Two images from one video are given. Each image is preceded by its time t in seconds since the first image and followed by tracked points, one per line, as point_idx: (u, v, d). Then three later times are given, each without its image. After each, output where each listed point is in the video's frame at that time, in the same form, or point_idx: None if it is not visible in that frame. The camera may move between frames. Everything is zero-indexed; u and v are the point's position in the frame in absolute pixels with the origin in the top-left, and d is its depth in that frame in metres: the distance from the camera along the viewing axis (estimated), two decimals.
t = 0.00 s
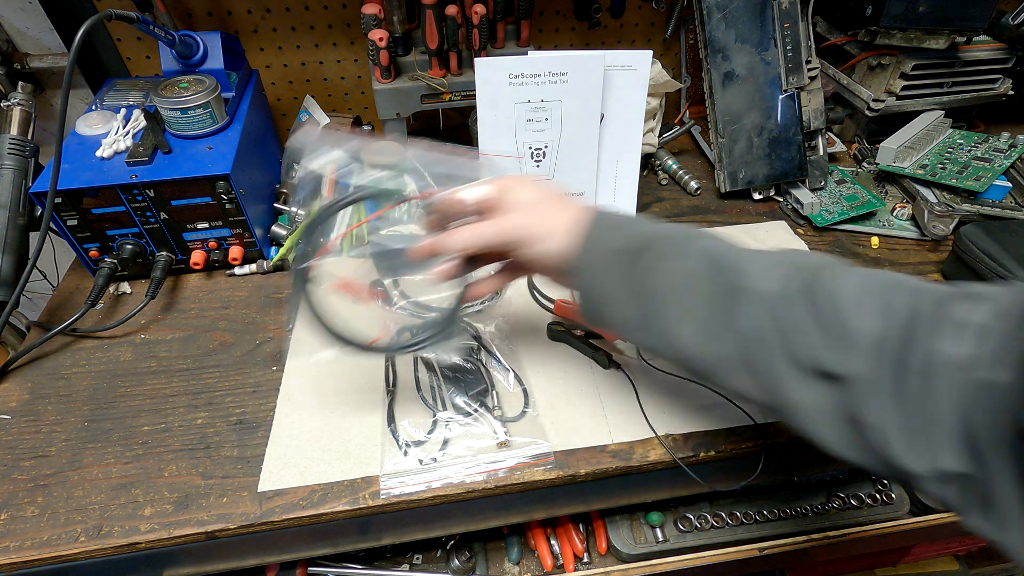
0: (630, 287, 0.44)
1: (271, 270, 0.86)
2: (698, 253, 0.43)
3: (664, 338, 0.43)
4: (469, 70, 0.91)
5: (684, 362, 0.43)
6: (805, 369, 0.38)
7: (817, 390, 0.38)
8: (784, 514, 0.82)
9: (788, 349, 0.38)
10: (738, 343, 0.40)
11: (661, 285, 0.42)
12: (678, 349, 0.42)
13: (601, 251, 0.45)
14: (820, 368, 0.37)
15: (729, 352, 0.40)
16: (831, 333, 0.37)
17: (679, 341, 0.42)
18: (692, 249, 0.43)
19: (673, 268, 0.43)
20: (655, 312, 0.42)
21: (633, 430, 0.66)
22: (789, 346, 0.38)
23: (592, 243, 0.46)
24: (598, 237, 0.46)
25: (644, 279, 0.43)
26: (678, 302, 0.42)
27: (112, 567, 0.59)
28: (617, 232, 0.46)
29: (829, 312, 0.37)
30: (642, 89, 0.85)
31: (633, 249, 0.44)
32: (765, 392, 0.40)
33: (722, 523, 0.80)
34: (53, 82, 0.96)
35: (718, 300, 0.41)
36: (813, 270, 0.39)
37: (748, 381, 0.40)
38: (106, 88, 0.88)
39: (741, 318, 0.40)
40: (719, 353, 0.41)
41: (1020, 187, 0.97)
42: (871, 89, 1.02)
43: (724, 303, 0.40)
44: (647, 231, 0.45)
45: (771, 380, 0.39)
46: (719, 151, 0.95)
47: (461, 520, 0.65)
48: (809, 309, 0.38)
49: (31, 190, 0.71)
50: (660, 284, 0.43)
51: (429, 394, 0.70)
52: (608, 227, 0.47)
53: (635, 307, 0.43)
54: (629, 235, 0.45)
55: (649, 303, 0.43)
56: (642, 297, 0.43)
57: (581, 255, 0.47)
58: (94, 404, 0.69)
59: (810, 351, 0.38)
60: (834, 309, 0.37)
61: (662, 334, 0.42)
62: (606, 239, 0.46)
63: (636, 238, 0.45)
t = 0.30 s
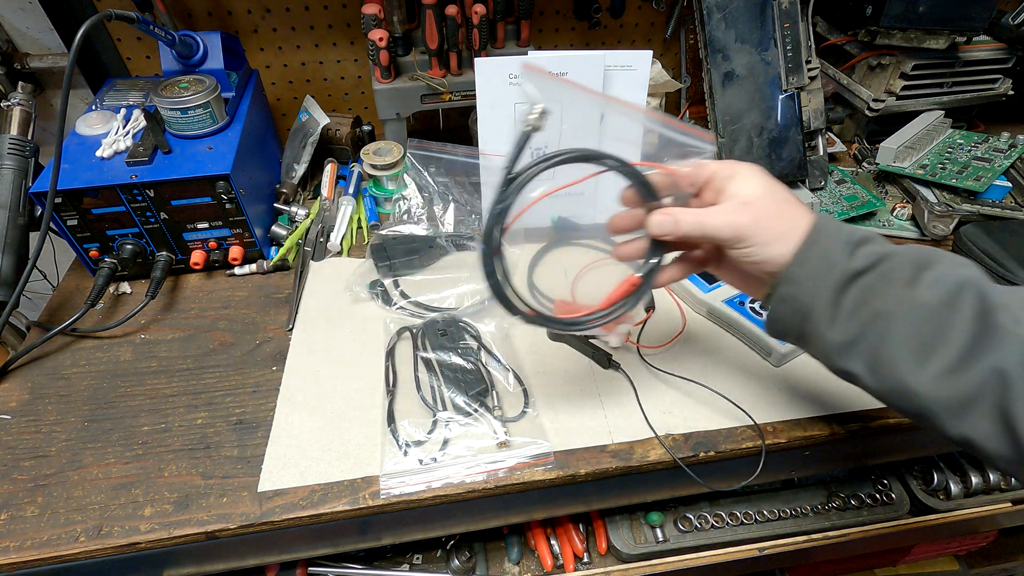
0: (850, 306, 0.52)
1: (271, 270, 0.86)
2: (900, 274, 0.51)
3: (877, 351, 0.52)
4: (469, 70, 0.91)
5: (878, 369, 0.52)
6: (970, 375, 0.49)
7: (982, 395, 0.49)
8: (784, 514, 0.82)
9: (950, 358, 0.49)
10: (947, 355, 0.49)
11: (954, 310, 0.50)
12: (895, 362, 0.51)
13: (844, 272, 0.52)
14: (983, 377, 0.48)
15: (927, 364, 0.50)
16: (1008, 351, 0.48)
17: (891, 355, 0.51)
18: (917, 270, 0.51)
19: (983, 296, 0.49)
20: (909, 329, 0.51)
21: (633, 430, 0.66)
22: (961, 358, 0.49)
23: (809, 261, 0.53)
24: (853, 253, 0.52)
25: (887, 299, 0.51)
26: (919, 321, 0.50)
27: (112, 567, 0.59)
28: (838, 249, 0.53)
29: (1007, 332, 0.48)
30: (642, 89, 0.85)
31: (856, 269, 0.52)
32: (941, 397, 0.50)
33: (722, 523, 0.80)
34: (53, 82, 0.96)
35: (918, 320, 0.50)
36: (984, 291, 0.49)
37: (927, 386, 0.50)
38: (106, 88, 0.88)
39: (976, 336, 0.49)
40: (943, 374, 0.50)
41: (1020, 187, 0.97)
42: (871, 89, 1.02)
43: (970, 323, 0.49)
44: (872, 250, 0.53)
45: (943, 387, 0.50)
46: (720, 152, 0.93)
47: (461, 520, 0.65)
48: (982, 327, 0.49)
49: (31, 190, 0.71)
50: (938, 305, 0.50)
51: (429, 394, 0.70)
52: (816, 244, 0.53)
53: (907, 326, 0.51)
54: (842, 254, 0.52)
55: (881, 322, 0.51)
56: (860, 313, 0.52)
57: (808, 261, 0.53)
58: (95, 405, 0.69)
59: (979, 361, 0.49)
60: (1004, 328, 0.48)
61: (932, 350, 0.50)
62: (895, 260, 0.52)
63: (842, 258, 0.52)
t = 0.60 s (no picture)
0: (843, 311, 0.45)
1: (270, 270, 0.86)
2: (899, 280, 0.44)
3: (865, 355, 0.44)
4: (469, 70, 0.91)
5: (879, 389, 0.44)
6: None
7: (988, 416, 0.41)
8: (784, 514, 0.82)
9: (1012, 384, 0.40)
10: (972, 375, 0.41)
11: (925, 316, 0.43)
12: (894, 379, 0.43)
13: (826, 275, 0.45)
14: None
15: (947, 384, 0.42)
16: (989, 355, 0.40)
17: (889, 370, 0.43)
18: (912, 272, 0.44)
19: (942, 301, 0.43)
20: (891, 339, 0.43)
21: (633, 430, 0.66)
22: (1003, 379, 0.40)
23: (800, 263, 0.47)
24: (834, 254, 0.46)
25: (888, 304, 0.44)
26: (890, 325, 0.43)
27: (112, 567, 0.59)
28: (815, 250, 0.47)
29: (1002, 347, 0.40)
30: (642, 90, 0.86)
31: (842, 271, 0.45)
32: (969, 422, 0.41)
33: (722, 523, 0.80)
34: (53, 82, 0.96)
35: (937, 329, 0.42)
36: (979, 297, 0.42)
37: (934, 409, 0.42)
38: (106, 88, 0.88)
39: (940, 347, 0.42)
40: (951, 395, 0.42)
41: (1020, 187, 0.97)
42: (871, 89, 1.02)
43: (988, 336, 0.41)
44: (830, 249, 0.46)
45: (929, 399, 0.42)
46: (719, 152, 0.94)
47: (461, 520, 0.65)
48: None
49: (31, 190, 0.71)
50: (916, 313, 0.43)
51: (429, 394, 0.70)
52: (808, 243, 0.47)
53: (887, 334, 0.43)
54: (827, 255, 0.46)
55: (871, 325, 0.44)
56: (863, 322, 0.44)
57: (815, 261, 0.46)
58: (95, 404, 0.69)
59: None
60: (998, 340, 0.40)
61: (898, 363, 0.43)
62: (881, 260, 0.45)
63: (830, 261, 0.46)
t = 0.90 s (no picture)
0: (547, 354, 0.47)
1: (271, 270, 0.86)
2: (579, 318, 0.46)
3: (579, 385, 0.45)
4: (469, 70, 0.91)
5: (611, 416, 0.45)
6: (782, 417, 0.38)
7: (800, 421, 0.38)
8: (784, 515, 0.80)
9: (729, 387, 0.39)
10: (670, 398, 0.42)
11: (606, 352, 0.45)
12: (609, 408, 0.45)
13: (517, 322, 0.48)
14: (751, 414, 0.39)
15: (681, 409, 0.41)
16: (647, 359, 0.42)
17: (589, 394, 0.45)
18: (587, 308, 0.46)
19: (619, 336, 0.44)
20: (600, 376, 0.45)
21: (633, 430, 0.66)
22: (715, 400, 0.40)
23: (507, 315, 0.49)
24: (520, 300, 0.49)
25: (572, 351, 0.46)
26: (582, 350, 0.45)
27: (113, 567, 0.59)
28: (517, 299, 0.49)
29: (703, 373, 0.40)
30: (642, 89, 0.85)
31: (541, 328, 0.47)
32: (707, 442, 0.41)
33: (722, 523, 0.80)
34: (53, 82, 0.96)
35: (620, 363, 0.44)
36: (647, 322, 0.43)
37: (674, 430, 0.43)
38: (106, 88, 0.88)
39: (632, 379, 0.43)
40: (692, 420, 0.41)
41: (1020, 187, 0.97)
42: (871, 89, 1.02)
43: (667, 363, 0.42)
44: (529, 297, 0.49)
45: (617, 409, 0.44)
46: (719, 151, 0.95)
47: (460, 520, 0.65)
48: (756, 361, 0.39)
49: (31, 190, 0.71)
50: (595, 353, 0.45)
51: (429, 393, 0.69)
52: (517, 291, 0.50)
53: (589, 370, 0.45)
54: (517, 306, 0.49)
55: (563, 358, 0.46)
56: (562, 362, 0.46)
57: (523, 310, 0.48)
58: (94, 404, 0.69)
59: (745, 405, 0.39)
60: (699, 366, 0.41)
61: (605, 395, 0.45)
62: (559, 306, 0.47)
63: (515, 317, 0.49)
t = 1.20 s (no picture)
0: (611, 347, 0.45)
1: (271, 270, 0.86)
2: (654, 320, 0.43)
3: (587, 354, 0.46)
4: (469, 70, 0.91)
5: (664, 422, 0.42)
6: (853, 438, 0.35)
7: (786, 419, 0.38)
8: (784, 514, 0.80)
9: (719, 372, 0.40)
10: (736, 407, 0.39)
11: (670, 356, 0.42)
12: (665, 410, 0.42)
13: (581, 315, 0.47)
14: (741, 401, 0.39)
15: (745, 420, 0.39)
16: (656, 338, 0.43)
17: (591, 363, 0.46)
18: (654, 310, 0.44)
19: (694, 342, 0.41)
20: (661, 379, 0.42)
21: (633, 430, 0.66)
22: (781, 411, 0.37)
23: (588, 299, 0.47)
24: (598, 292, 0.47)
25: (637, 351, 0.43)
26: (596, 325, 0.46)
27: (113, 567, 0.59)
28: (596, 290, 0.47)
29: (786, 386, 0.38)
30: (642, 89, 0.85)
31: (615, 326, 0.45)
32: (762, 457, 0.39)
33: (722, 523, 0.80)
34: (53, 82, 0.96)
35: (683, 369, 0.41)
36: (725, 332, 0.40)
37: (729, 441, 0.40)
38: (106, 88, 0.88)
39: (699, 387, 0.40)
40: (752, 433, 0.38)
41: (1020, 187, 0.97)
42: (871, 89, 1.02)
43: (728, 376, 0.39)
44: (608, 292, 0.46)
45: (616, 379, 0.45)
46: (719, 151, 0.95)
47: (461, 520, 0.65)
48: (847, 382, 0.36)
49: (31, 190, 0.71)
50: (661, 356, 0.42)
51: (430, 393, 0.70)
52: (595, 284, 0.47)
53: (654, 374, 0.42)
54: (591, 300, 0.46)
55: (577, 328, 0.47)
56: (626, 360, 0.44)
57: (599, 299, 0.46)
58: (94, 404, 0.69)
59: (815, 419, 0.36)
60: (780, 380, 0.38)
61: (664, 399, 0.42)
62: (631, 305, 0.45)
63: (598, 308, 0.46)
